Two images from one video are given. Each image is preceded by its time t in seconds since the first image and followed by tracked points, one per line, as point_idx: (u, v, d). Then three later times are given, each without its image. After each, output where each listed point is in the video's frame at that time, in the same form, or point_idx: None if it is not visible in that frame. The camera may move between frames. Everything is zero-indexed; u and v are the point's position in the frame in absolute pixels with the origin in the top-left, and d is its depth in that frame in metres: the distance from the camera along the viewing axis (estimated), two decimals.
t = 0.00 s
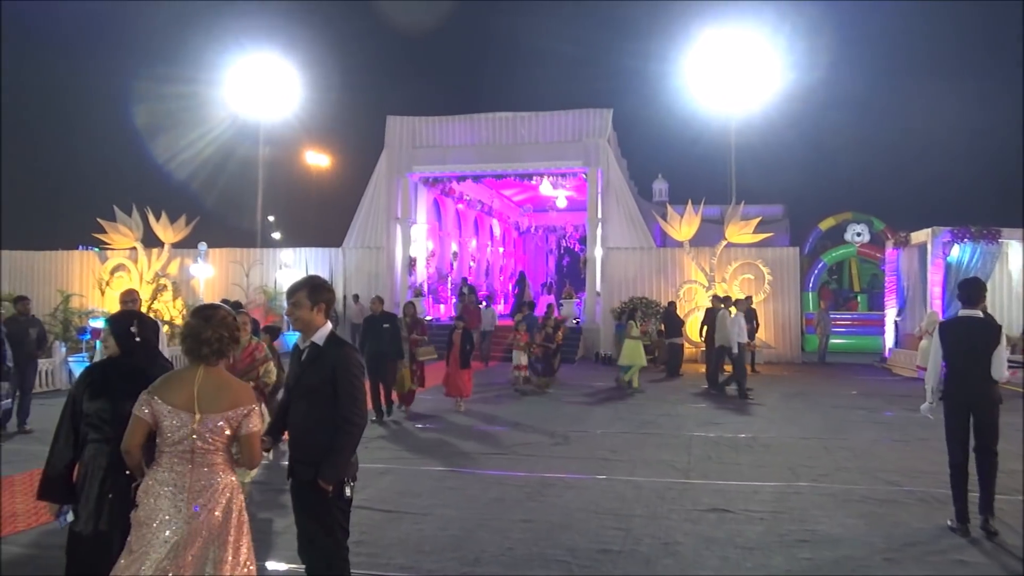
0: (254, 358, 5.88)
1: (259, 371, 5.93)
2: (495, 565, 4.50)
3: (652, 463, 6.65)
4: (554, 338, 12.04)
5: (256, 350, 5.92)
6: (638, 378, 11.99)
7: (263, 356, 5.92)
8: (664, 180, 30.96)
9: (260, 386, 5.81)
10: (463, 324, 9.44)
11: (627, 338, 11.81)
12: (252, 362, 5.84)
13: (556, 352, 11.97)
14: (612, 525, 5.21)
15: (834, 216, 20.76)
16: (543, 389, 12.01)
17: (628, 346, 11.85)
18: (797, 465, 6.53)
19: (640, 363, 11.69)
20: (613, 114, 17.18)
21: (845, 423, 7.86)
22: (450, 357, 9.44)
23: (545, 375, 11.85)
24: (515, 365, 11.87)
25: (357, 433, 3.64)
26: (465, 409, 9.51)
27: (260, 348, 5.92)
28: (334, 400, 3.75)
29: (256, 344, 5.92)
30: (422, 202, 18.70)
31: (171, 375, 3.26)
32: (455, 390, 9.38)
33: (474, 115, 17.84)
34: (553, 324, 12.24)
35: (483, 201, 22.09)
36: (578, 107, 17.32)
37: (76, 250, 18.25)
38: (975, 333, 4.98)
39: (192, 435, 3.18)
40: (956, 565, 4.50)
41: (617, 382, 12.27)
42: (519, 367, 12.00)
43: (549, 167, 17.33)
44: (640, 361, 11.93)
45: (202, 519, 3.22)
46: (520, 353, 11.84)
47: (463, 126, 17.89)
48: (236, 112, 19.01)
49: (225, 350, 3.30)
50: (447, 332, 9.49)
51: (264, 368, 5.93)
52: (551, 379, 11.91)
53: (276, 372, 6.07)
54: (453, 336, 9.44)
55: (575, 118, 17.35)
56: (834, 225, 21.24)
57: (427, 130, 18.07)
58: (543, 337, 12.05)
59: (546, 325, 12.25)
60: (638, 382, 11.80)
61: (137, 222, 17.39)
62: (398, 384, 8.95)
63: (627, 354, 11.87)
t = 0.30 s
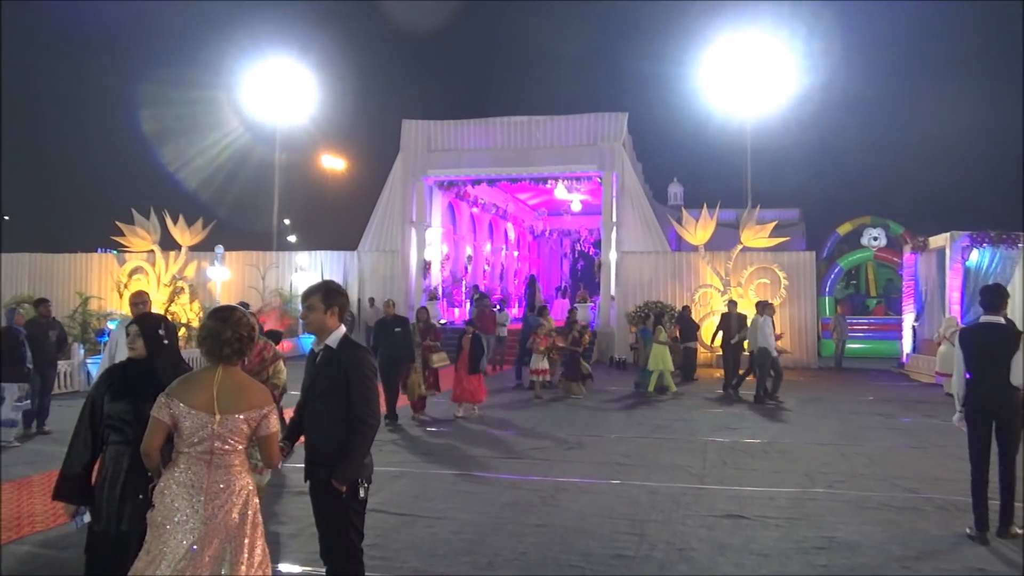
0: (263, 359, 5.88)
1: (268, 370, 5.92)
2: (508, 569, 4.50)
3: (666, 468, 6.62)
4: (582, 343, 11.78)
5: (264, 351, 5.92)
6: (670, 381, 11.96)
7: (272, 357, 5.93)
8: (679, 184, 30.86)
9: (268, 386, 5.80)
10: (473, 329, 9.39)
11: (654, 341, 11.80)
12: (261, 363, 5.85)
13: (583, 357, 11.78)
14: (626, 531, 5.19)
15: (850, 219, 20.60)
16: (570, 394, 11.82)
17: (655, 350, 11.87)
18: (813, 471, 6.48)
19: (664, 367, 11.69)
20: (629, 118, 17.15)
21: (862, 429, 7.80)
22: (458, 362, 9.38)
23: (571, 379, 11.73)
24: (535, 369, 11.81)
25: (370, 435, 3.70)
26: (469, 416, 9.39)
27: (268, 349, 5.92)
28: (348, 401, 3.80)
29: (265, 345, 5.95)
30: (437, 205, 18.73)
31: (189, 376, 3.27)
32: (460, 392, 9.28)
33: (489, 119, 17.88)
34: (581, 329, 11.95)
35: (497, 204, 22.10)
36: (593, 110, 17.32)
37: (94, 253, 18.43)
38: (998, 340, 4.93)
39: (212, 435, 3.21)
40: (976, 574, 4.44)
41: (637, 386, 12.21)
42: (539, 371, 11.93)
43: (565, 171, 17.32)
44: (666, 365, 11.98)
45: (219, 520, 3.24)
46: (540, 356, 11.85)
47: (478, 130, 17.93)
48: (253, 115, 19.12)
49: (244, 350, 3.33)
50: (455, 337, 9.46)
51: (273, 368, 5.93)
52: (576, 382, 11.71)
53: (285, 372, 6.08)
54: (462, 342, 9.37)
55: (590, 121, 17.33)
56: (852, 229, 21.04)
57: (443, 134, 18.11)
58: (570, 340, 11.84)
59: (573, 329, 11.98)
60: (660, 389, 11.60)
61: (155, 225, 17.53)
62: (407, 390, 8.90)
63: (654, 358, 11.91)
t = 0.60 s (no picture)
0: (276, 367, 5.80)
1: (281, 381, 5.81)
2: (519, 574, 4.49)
3: (678, 472, 6.59)
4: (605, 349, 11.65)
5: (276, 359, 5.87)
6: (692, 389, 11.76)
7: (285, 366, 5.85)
8: (690, 188, 30.77)
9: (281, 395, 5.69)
10: (478, 334, 9.32)
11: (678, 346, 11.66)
12: (273, 371, 5.78)
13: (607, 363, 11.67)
14: (638, 535, 5.17)
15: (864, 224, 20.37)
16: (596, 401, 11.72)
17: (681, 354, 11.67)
18: (826, 476, 6.44)
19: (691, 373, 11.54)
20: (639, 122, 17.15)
21: (876, 434, 7.75)
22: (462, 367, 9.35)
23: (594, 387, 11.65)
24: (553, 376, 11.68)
25: (379, 438, 3.72)
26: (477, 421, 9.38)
27: (279, 358, 5.85)
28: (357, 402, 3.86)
29: (278, 353, 5.90)
30: (448, 209, 18.76)
31: (192, 382, 3.27)
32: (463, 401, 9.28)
33: (500, 123, 17.92)
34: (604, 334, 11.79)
35: (508, 208, 22.11)
36: (604, 114, 17.32)
37: (107, 257, 18.56)
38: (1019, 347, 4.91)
39: (218, 440, 3.22)
40: None
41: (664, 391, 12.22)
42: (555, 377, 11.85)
43: (575, 174, 17.32)
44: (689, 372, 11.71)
45: (228, 522, 3.26)
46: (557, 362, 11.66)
47: (488, 134, 17.96)
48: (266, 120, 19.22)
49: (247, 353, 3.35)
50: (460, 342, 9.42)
51: (286, 378, 5.83)
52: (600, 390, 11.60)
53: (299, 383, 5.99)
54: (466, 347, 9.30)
55: (601, 125, 17.34)
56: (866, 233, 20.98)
57: (454, 138, 18.16)
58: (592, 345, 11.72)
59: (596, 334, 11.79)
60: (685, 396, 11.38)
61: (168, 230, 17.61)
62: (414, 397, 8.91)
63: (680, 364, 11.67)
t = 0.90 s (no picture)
0: (289, 374, 5.66)
1: (295, 389, 5.68)
2: None
3: (684, 476, 6.57)
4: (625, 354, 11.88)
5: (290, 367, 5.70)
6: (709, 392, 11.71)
7: (299, 373, 5.70)
8: (694, 191, 30.74)
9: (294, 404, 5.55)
10: (482, 339, 9.32)
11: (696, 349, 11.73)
12: (287, 379, 5.64)
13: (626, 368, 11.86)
14: (644, 539, 5.16)
15: (872, 227, 20.36)
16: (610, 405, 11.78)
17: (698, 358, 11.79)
18: (833, 480, 6.42)
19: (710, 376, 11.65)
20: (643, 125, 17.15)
21: (882, 437, 7.72)
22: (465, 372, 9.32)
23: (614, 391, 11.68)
24: (569, 379, 11.54)
25: (384, 441, 3.79)
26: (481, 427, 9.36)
27: (292, 366, 5.69)
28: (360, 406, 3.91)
29: (293, 359, 5.74)
30: (452, 214, 18.77)
31: (191, 388, 3.28)
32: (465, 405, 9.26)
33: (503, 128, 17.91)
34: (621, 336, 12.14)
35: (511, 212, 22.12)
36: (608, 118, 17.34)
37: (113, 263, 18.61)
38: None
39: (218, 444, 3.22)
40: None
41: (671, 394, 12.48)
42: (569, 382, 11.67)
43: (578, 179, 17.31)
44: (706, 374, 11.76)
45: (232, 527, 3.26)
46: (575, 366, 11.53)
47: (492, 139, 17.97)
48: (271, 126, 19.27)
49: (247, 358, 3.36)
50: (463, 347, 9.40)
51: (300, 386, 5.69)
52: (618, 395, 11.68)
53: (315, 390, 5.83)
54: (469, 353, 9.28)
55: (605, 129, 17.35)
56: (869, 236, 20.66)
57: (457, 143, 18.16)
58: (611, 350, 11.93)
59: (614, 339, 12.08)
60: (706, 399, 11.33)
61: (173, 235, 17.58)
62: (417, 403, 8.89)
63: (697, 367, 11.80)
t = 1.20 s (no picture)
0: (288, 380, 5.46)
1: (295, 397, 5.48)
2: None
3: (691, 484, 6.40)
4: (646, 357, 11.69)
5: (289, 374, 5.48)
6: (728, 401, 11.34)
7: (299, 381, 5.49)
8: (699, 192, 30.59)
9: (291, 412, 5.36)
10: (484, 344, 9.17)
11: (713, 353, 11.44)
12: (285, 387, 5.43)
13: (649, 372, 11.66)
14: (651, 549, 5.00)
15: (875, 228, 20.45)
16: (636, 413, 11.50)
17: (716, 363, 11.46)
18: (845, 488, 6.24)
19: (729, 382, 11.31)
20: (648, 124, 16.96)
21: (894, 443, 7.53)
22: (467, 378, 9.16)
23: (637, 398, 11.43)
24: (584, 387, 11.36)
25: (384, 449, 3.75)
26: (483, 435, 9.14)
27: (291, 373, 5.48)
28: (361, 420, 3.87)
29: (292, 366, 5.54)
30: (452, 216, 18.60)
31: (182, 392, 3.15)
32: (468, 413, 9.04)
33: (503, 127, 17.76)
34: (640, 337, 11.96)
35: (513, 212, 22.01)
36: (611, 117, 17.16)
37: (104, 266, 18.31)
38: None
39: (208, 451, 3.08)
40: None
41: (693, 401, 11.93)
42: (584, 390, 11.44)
43: (582, 179, 17.21)
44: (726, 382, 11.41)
45: (223, 537, 3.11)
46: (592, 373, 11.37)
47: (492, 138, 17.81)
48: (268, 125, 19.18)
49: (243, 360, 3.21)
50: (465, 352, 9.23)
51: (299, 395, 5.49)
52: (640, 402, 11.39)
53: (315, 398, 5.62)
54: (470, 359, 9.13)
55: (608, 129, 17.18)
56: (876, 237, 20.62)
57: (457, 142, 18.01)
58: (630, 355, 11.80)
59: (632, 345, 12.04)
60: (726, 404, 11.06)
61: (167, 238, 17.61)
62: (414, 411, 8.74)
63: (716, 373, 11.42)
